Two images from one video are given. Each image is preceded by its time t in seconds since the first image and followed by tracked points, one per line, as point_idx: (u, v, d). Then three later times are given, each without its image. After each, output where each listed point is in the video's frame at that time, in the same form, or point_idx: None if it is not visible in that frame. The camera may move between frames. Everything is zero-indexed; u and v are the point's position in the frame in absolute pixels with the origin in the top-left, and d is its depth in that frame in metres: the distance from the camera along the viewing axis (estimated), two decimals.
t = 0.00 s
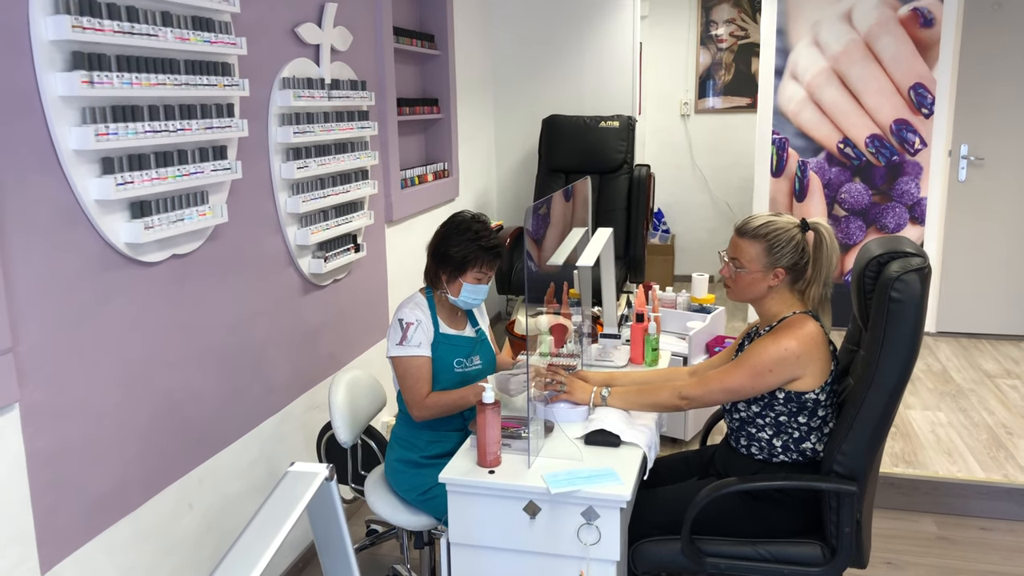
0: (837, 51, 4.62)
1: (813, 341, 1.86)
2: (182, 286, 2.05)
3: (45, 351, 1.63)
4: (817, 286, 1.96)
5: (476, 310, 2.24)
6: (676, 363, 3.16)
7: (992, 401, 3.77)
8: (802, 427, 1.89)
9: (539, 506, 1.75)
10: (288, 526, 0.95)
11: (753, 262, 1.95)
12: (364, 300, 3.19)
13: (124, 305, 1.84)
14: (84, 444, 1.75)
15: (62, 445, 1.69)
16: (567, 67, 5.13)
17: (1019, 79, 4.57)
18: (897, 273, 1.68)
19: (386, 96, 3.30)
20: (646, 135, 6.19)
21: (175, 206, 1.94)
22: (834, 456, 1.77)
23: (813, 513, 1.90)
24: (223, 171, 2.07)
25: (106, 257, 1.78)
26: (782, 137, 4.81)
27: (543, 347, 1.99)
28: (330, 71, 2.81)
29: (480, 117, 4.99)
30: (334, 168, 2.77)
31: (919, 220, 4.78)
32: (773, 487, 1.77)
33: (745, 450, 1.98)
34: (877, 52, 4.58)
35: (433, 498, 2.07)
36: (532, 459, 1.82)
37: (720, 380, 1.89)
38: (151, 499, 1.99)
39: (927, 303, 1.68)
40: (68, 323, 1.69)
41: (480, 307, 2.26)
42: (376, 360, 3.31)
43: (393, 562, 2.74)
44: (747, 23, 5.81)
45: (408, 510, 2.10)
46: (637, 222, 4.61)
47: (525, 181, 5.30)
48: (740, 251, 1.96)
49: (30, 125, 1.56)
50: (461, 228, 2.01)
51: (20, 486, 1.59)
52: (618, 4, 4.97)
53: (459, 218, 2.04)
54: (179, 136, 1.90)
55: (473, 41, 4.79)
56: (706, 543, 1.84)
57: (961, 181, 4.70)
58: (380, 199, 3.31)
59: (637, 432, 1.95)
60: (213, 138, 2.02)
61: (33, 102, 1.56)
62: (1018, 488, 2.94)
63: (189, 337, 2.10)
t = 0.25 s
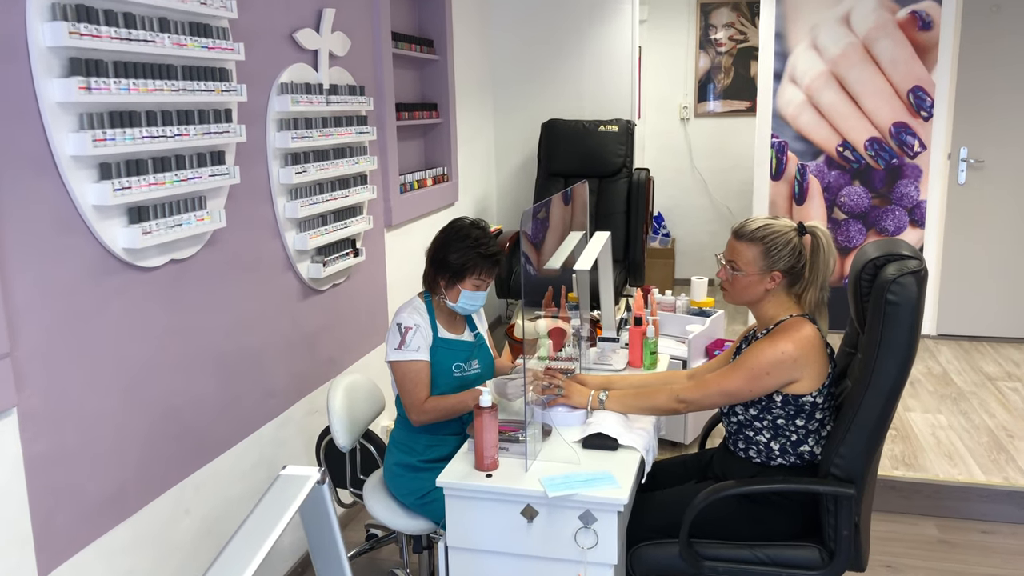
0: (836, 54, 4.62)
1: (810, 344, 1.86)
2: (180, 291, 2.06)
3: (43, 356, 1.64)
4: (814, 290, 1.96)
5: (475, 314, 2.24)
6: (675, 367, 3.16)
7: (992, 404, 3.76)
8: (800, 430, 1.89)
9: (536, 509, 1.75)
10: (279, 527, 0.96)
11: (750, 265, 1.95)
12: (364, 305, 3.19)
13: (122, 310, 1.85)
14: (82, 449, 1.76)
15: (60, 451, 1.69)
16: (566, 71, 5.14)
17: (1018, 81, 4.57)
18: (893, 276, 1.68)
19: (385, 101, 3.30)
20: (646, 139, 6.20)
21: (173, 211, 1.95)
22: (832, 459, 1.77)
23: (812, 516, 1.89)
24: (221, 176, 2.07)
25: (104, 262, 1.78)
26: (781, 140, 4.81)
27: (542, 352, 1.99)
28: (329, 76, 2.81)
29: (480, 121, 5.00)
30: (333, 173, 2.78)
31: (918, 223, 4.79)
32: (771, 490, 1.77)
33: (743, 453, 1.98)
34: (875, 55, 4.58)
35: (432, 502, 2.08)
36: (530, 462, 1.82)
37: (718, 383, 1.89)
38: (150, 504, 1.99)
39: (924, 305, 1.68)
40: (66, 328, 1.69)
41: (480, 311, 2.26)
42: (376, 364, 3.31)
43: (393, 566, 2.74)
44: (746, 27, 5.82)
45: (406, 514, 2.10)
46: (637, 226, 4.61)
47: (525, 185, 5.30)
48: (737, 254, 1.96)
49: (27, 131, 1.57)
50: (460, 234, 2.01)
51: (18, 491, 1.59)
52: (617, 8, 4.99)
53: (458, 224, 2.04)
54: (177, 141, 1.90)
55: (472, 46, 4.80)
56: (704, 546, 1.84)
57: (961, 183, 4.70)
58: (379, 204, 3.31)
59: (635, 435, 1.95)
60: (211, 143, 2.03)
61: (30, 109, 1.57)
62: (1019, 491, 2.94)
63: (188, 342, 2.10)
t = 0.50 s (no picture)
0: (839, 57, 4.62)
1: (813, 347, 1.85)
2: (182, 296, 2.05)
3: (43, 362, 1.63)
4: (817, 293, 1.96)
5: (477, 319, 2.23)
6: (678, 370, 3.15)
7: (997, 407, 3.75)
8: (803, 433, 1.88)
9: (539, 514, 1.74)
10: (276, 537, 0.95)
11: (753, 268, 1.94)
12: (366, 309, 3.19)
13: (123, 315, 1.85)
14: (83, 455, 1.75)
15: (61, 456, 1.69)
16: (568, 74, 5.14)
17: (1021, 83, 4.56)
18: (896, 278, 1.67)
19: (387, 105, 3.30)
20: (648, 142, 6.19)
21: (174, 216, 1.94)
22: (836, 463, 1.75)
23: (815, 520, 1.88)
24: (222, 181, 2.07)
25: (105, 267, 1.78)
26: (784, 143, 4.81)
27: (544, 356, 1.98)
28: (330, 81, 2.82)
29: (482, 125, 5.00)
30: (335, 177, 2.78)
31: (922, 225, 4.78)
32: (775, 494, 1.75)
33: (746, 457, 1.97)
34: (878, 57, 4.57)
35: (434, 507, 2.07)
36: (532, 467, 1.81)
37: (721, 387, 1.88)
38: (151, 510, 1.98)
39: (927, 308, 1.67)
40: (67, 334, 1.69)
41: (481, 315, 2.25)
42: (378, 369, 3.31)
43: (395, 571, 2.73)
44: (749, 29, 5.82)
45: (408, 518, 2.10)
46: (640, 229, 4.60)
47: (528, 189, 5.30)
48: (740, 257, 1.95)
49: (28, 136, 1.56)
50: (464, 239, 2.01)
51: (19, 497, 1.59)
52: (619, 11, 4.99)
53: (462, 229, 2.04)
54: (178, 146, 1.90)
55: (475, 50, 4.81)
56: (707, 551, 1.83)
57: (965, 185, 4.69)
58: (381, 208, 3.31)
59: (637, 439, 1.94)
60: (211, 148, 2.03)
61: (30, 114, 1.56)
62: None
63: (189, 347, 2.10)
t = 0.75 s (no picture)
0: (846, 60, 4.59)
1: (823, 353, 1.83)
2: (187, 305, 2.05)
3: (48, 373, 1.63)
4: (827, 298, 1.94)
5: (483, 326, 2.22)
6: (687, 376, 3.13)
7: (1009, 412, 3.71)
8: (814, 441, 1.86)
9: (547, 524, 1.72)
10: (280, 553, 0.95)
11: (762, 274, 1.92)
12: (372, 316, 3.18)
13: (128, 324, 1.84)
14: (89, 465, 1.74)
15: (66, 467, 1.68)
16: (575, 79, 5.13)
17: None
18: (908, 284, 1.65)
19: (392, 112, 3.30)
20: (655, 146, 6.17)
21: (179, 225, 1.94)
22: (847, 470, 1.73)
23: (827, 529, 1.86)
24: (227, 189, 2.07)
25: (110, 276, 1.77)
26: (791, 146, 4.78)
27: (552, 362, 1.97)
28: (335, 88, 2.81)
29: (488, 131, 4.99)
30: (340, 184, 2.77)
31: (930, 229, 4.74)
32: (785, 503, 1.73)
33: (756, 465, 1.95)
34: (885, 59, 4.55)
35: (440, 517, 2.04)
36: (540, 476, 1.79)
37: (729, 394, 1.86)
38: (157, 520, 1.97)
39: (939, 313, 1.64)
40: (71, 344, 1.68)
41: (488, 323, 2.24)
42: (385, 376, 3.30)
43: None
44: (755, 33, 5.80)
45: (415, 527, 2.08)
46: (647, 233, 4.59)
47: (534, 194, 5.29)
48: (749, 262, 1.93)
49: (32, 146, 1.56)
50: (473, 249, 1.99)
51: (24, 509, 1.58)
52: (624, 15, 4.98)
53: (472, 238, 2.02)
54: (183, 155, 1.89)
55: (480, 56, 4.80)
56: (717, 560, 1.81)
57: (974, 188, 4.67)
58: (387, 215, 3.30)
59: (646, 447, 1.92)
60: (217, 156, 2.02)
61: (34, 124, 1.56)
62: None
63: (195, 356, 2.09)
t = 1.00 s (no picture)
0: (851, 63, 4.57)
1: (832, 361, 1.80)
2: (187, 315, 2.02)
3: (46, 385, 1.60)
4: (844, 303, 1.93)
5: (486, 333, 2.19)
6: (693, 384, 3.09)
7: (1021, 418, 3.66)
8: (824, 451, 1.82)
9: (552, 537, 1.69)
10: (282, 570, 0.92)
11: (792, 271, 1.88)
12: (375, 324, 3.15)
13: (127, 335, 1.81)
14: (87, 478, 1.72)
15: (64, 480, 1.66)
16: (578, 84, 5.10)
17: None
18: (919, 291, 1.61)
19: (395, 118, 3.27)
20: (659, 151, 6.14)
21: (178, 234, 1.91)
22: (859, 481, 1.70)
23: (838, 540, 1.82)
24: (228, 198, 2.04)
25: (108, 286, 1.75)
26: (797, 150, 4.75)
27: (556, 370, 1.94)
28: (337, 94, 2.79)
29: (491, 137, 4.97)
30: (342, 192, 2.75)
31: (939, 233, 4.70)
32: (795, 514, 1.70)
33: (766, 476, 1.91)
34: (891, 62, 4.52)
35: (445, 529, 2.01)
36: (545, 487, 1.76)
37: (737, 403, 1.83)
38: (157, 533, 1.95)
39: (952, 321, 1.61)
40: (69, 356, 1.66)
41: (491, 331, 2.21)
42: (388, 385, 3.27)
43: None
44: (759, 36, 5.78)
45: (418, 539, 2.05)
46: (652, 239, 4.55)
47: (538, 200, 5.26)
48: (779, 260, 1.89)
49: (29, 155, 1.54)
50: (480, 262, 1.97)
51: (21, 523, 1.56)
52: (628, 19, 4.96)
53: (479, 249, 1.99)
54: (182, 163, 1.87)
55: (482, 62, 4.79)
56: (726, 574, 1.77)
57: (982, 191, 4.60)
58: (390, 222, 3.28)
59: (653, 458, 1.88)
60: (217, 164, 2.00)
61: (31, 132, 1.54)
62: None
63: (196, 366, 2.07)
